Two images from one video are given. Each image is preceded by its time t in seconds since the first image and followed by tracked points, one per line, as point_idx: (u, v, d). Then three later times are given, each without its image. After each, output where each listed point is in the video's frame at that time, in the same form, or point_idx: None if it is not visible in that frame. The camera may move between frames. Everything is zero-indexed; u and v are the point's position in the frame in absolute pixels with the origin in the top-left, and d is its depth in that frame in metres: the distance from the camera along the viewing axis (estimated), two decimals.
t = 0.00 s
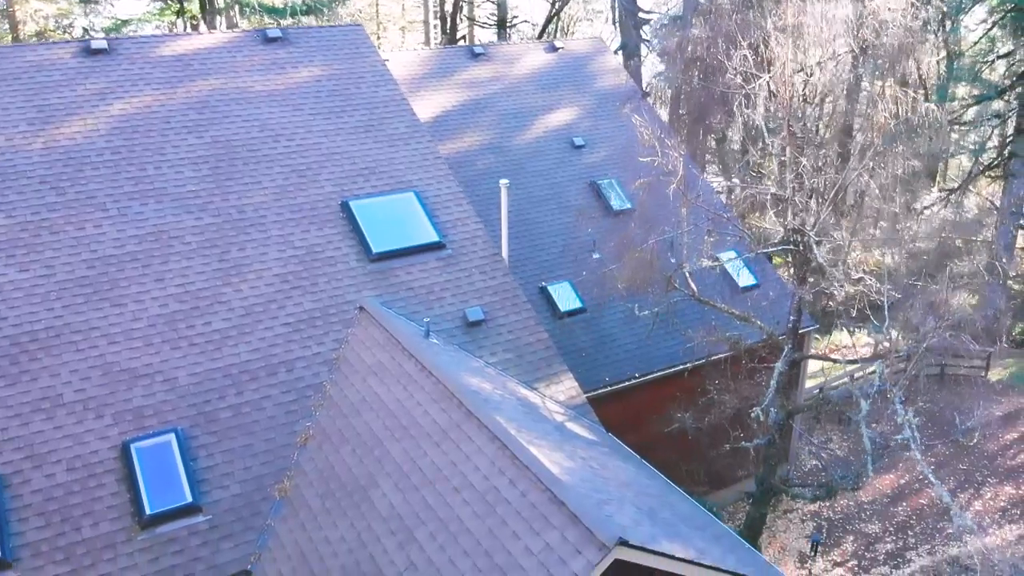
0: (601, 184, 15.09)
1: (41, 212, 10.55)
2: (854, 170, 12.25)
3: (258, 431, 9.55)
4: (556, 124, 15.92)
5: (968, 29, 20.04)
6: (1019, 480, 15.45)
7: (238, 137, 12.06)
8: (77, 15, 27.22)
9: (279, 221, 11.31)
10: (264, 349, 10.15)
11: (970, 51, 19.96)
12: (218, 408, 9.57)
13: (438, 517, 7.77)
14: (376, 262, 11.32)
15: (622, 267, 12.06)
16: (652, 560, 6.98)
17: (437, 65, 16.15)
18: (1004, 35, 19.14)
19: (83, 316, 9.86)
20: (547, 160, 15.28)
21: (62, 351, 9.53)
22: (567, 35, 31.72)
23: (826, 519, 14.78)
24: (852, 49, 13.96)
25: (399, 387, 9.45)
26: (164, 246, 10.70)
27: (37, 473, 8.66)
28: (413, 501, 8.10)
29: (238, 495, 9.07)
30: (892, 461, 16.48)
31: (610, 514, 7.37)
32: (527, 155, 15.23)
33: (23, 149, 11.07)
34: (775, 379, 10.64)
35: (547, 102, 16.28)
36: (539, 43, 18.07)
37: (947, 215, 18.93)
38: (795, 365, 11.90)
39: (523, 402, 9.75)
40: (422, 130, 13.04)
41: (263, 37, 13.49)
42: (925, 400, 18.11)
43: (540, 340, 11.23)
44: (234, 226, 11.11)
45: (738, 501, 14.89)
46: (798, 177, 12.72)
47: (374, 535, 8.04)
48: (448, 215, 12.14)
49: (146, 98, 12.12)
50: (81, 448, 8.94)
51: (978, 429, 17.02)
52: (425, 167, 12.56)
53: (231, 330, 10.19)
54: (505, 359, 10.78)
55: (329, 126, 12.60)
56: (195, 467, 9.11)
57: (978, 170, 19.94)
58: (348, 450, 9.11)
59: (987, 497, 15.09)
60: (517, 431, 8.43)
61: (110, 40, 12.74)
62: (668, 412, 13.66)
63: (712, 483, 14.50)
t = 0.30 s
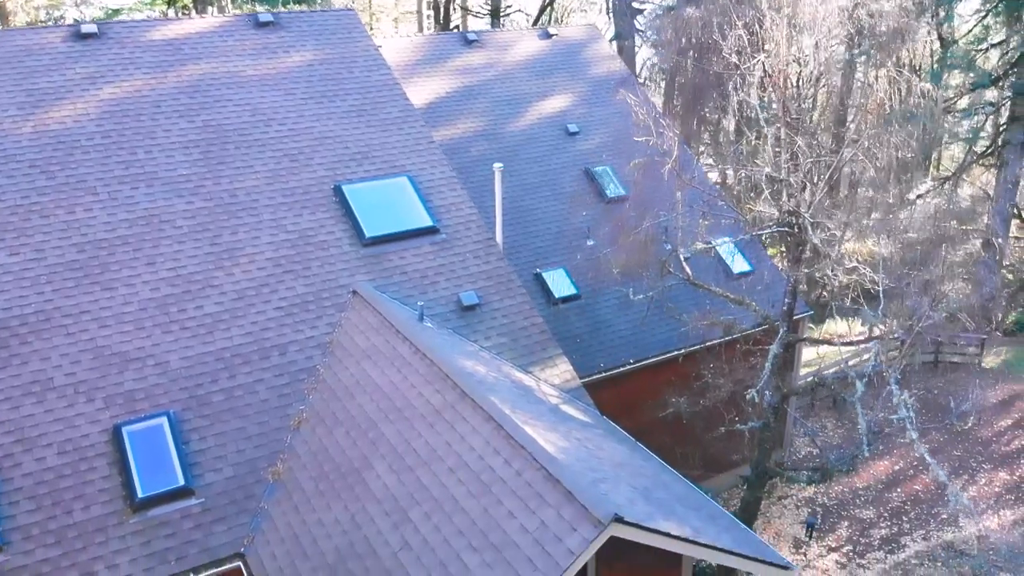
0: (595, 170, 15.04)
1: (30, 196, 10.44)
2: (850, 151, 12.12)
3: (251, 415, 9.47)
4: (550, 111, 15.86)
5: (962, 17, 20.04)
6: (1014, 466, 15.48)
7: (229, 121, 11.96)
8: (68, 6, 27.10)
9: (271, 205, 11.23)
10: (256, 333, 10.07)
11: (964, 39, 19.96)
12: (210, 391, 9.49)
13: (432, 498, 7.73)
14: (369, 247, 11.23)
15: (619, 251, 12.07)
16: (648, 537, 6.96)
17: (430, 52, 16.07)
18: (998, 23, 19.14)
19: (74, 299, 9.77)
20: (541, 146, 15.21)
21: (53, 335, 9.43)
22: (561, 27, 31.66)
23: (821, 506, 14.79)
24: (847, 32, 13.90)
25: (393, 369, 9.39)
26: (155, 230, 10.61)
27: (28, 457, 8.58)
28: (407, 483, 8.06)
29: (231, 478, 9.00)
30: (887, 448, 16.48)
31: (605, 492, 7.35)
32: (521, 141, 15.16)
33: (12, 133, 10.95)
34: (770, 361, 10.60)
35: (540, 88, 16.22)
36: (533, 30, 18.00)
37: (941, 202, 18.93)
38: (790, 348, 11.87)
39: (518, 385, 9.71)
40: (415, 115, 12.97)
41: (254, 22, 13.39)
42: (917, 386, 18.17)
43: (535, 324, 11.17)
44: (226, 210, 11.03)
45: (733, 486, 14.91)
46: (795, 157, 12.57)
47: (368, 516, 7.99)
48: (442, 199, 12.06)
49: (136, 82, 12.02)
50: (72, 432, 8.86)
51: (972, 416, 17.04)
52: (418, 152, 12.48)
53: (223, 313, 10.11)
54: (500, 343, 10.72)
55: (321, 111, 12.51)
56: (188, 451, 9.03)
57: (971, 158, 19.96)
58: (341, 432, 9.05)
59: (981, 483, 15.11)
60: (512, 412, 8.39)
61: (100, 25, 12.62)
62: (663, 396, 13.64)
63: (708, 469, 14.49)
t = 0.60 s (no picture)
0: (589, 157, 15.00)
1: (20, 179, 10.34)
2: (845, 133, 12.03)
3: (243, 398, 9.39)
4: (543, 97, 15.80)
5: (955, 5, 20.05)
6: (1008, 452, 15.50)
7: (220, 105, 11.87)
8: None
9: (262, 189, 11.16)
10: (248, 317, 9.99)
11: (958, 27, 19.96)
12: (202, 375, 9.42)
13: (427, 478, 7.69)
14: (362, 231, 11.15)
15: (614, 235, 12.04)
16: (643, 514, 6.95)
17: (423, 38, 15.99)
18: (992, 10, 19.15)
19: (64, 283, 9.68)
20: (535, 133, 15.16)
21: (43, 319, 9.35)
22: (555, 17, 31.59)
23: (816, 492, 14.80)
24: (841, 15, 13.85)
25: (386, 352, 9.35)
26: (146, 214, 10.52)
27: (17, 440, 8.49)
28: (401, 463, 8.01)
29: (223, 461, 8.92)
30: (882, 434, 16.48)
31: (600, 469, 7.33)
32: (515, 128, 15.10)
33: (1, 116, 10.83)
34: (766, 342, 10.57)
35: (534, 75, 16.15)
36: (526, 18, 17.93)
37: (935, 189, 18.93)
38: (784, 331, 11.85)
39: (512, 367, 9.68)
40: (408, 100, 12.89)
41: (245, 6, 13.29)
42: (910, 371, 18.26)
43: (530, 308, 11.11)
44: (217, 194, 10.95)
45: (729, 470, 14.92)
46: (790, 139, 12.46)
47: (362, 496, 7.95)
48: (435, 183, 11.98)
49: (126, 66, 11.91)
50: (62, 415, 8.78)
51: (967, 402, 17.06)
52: (411, 136, 12.41)
53: (215, 297, 10.03)
54: (494, 327, 10.66)
55: (313, 95, 12.43)
56: (179, 434, 8.96)
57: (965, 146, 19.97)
58: (335, 414, 9.00)
59: (976, 469, 15.12)
60: (506, 392, 8.36)
61: (89, 9, 12.50)
62: (657, 381, 13.60)
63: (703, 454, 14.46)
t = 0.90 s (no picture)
0: (584, 144, 14.95)
1: (9, 163, 10.23)
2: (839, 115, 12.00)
3: (235, 381, 9.32)
4: (538, 84, 15.74)
5: None
6: (1002, 438, 15.52)
7: (211, 89, 11.77)
8: None
9: (254, 173, 11.07)
10: (240, 300, 9.91)
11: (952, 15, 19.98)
12: (194, 358, 9.35)
13: (421, 458, 7.64)
14: (355, 215, 11.08)
15: (610, 219, 12.00)
16: (638, 491, 6.91)
17: (416, 24, 15.91)
18: None
19: (54, 266, 9.59)
20: (529, 120, 15.09)
21: (33, 302, 9.26)
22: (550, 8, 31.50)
23: (810, 478, 14.82)
24: None
25: (380, 334, 9.28)
26: (137, 197, 10.43)
27: (7, 423, 8.41)
28: (395, 444, 7.96)
29: (216, 444, 8.85)
30: (877, 421, 16.49)
31: (596, 448, 7.30)
32: (509, 114, 15.03)
33: None
34: (760, 326, 10.54)
35: (528, 62, 16.09)
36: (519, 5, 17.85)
37: (929, 177, 18.95)
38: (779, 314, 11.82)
39: (506, 350, 9.63)
40: (400, 84, 12.82)
41: None
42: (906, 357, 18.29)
43: (524, 292, 11.06)
44: (208, 177, 10.86)
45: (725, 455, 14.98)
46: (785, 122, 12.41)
47: (355, 478, 7.90)
48: (428, 168, 11.92)
49: (116, 50, 11.79)
50: (53, 398, 8.69)
51: (961, 390, 17.09)
52: (403, 121, 12.34)
53: (206, 281, 9.95)
54: (489, 311, 10.61)
55: (305, 79, 12.34)
56: (171, 417, 8.88)
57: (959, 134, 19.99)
58: (328, 397, 8.94)
59: (971, 455, 15.14)
60: (501, 372, 8.33)
61: None
62: (652, 366, 13.57)
63: (698, 441, 14.48)
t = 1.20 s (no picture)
0: (578, 130, 14.88)
1: None
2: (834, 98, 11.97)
3: (228, 364, 9.24)
4: (532, 71, 15.66)
5: None
6: (996, 425, 15.53)
7: (203, 73, 11.67)
8: None
9: (245, 156, 10.99)
10: (232, 283, 9.83)
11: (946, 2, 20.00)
12: (186, 341, 9.27)
13: (416, 438, 7.59)
14: (347, 199, 11.00)
15: (605, 201, 11.95)
16: (634, 468, 6.87)
17: (409, 11, 15.81)
18: None
19: (44, 250, 9.49)
20: (524, 106, 15.02)
21: (23, 285, 9.16)
22: None
23: (805, 464, 14.84)
24: None
25: (374, 317, 9.21)
26: (128, 181, 10.34)
27: None
28: (389, 424, 7.90)
29: (208, 427, 8.78)
30: (871, 408, 16.49)
31: (592, 426, 7.25)
32: (503, 101, 14.95)
33: None
34: (755, 308, 10.49)
35: (522, 48, 16.01)
36: None
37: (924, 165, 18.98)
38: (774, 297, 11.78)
39: (501, 332, 9.58)
40: (393, 68, 12.74)
41: None
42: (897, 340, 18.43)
43: (519, 276, 11.00)
44: (199, 161, 10.77)
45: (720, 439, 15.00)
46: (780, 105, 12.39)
47: (349, 458, 7.84)
48: (422, 152, 11.84)
49: (106, 34, 11.67)
50: (43, 381, 8.60)
51: (955, 377, 17.08)
52: (396, 105, 12.26)
53: (198, 264, 9.87)
54: (483, 295, 10.54)
55: (297, 63, 12.25)
56: (163, 399, 8.80)
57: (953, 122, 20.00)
58: (322, 379, 8.87)
59: (966, 441, 15.18)
60: (496, 353, 8.27)
61: None
62: (647, 351, 13.53)
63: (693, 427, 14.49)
